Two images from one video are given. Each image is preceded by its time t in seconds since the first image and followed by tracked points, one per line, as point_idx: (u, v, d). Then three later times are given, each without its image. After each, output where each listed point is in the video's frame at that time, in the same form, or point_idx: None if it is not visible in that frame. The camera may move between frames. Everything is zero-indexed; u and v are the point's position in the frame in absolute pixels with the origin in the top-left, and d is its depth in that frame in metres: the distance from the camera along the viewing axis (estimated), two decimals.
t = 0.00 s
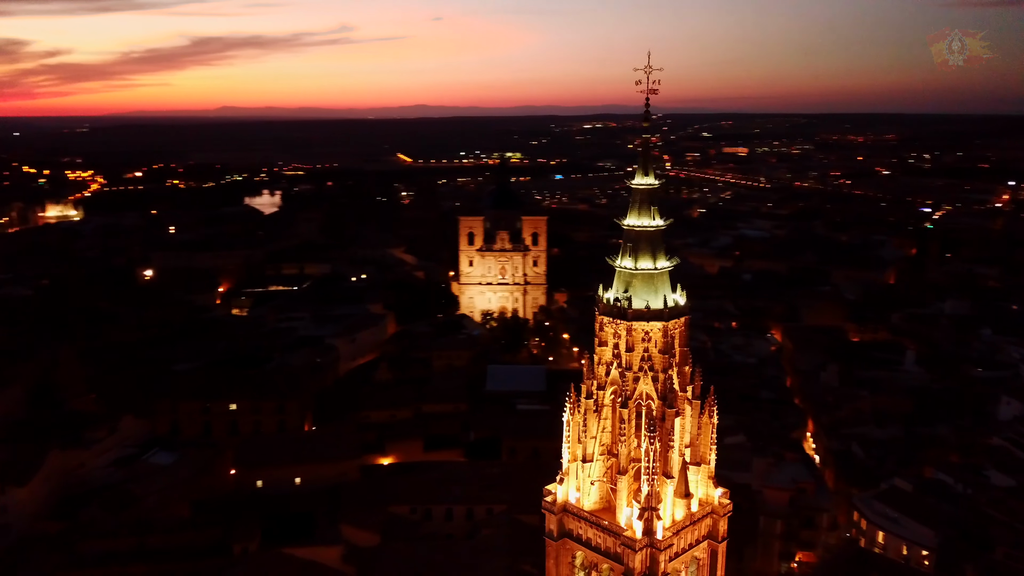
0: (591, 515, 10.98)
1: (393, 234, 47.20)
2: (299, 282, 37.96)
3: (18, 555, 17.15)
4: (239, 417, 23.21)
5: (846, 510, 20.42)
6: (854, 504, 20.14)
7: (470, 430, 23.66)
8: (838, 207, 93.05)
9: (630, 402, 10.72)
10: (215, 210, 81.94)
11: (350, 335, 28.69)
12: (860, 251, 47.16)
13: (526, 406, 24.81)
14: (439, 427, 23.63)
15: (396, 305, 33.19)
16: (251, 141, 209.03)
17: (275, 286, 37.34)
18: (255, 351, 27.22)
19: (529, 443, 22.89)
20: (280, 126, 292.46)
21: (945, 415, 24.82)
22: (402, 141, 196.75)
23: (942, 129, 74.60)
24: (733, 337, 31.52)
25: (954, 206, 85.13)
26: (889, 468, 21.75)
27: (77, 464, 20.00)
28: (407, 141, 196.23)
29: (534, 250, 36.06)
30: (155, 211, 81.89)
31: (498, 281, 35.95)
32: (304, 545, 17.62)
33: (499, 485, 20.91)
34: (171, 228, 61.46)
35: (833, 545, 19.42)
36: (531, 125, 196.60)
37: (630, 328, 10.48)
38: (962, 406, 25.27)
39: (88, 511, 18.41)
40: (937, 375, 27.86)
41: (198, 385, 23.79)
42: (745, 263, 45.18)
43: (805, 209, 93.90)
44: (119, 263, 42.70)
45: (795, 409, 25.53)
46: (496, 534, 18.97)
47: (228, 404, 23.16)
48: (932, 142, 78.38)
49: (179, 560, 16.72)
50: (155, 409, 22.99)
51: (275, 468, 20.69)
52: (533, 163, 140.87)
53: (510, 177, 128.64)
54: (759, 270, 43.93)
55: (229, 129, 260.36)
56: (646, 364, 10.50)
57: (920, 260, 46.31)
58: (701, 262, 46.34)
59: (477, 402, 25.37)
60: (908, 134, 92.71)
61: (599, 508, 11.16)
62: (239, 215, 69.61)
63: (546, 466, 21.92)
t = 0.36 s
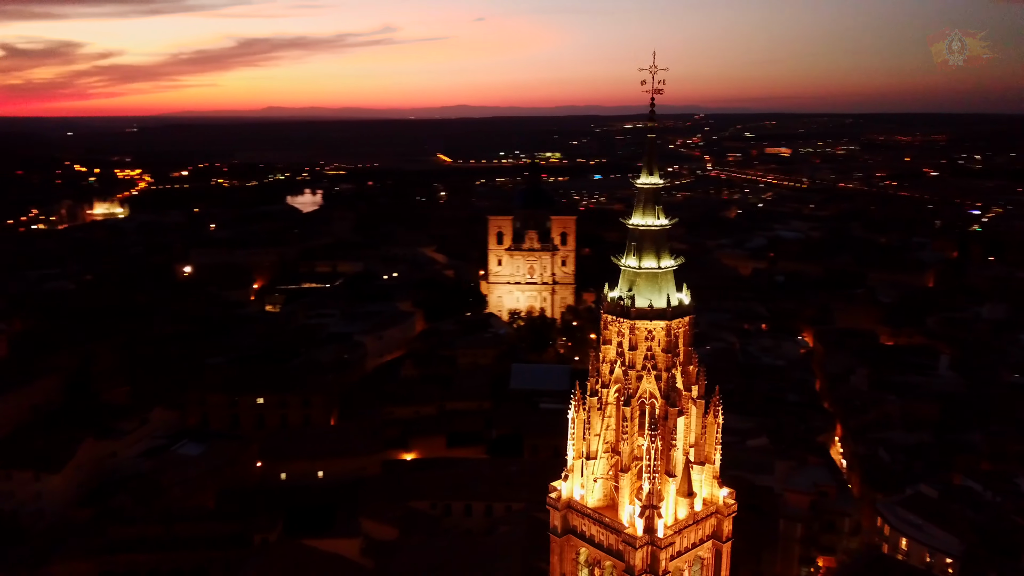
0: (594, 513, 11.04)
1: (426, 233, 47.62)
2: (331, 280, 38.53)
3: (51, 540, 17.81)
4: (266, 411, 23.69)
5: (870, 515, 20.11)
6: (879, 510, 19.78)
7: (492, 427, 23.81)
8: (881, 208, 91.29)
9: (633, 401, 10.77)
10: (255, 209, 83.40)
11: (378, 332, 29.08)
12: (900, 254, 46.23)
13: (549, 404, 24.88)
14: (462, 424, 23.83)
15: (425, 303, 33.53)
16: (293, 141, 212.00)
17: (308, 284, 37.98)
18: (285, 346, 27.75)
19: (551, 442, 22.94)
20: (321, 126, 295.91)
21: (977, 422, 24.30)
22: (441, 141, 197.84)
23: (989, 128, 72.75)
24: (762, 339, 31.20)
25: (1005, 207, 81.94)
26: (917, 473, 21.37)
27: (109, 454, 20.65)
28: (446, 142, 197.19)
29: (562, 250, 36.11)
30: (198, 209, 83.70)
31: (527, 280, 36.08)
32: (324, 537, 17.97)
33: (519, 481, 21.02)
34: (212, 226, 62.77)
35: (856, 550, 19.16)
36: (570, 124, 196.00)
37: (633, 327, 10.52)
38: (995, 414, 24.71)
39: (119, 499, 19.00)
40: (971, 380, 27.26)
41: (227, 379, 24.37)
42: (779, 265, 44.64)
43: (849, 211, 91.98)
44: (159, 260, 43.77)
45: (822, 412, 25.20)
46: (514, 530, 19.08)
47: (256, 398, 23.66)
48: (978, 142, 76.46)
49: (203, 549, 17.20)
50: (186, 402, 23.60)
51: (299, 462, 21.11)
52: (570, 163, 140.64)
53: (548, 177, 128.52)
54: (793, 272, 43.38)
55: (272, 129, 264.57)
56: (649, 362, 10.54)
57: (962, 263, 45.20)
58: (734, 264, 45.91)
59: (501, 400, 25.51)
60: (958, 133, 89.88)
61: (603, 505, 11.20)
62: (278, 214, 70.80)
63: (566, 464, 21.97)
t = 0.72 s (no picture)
0: (592, 509, 11.12)
1: (452, 232, 47.92)
2: (357, 278, 38.98)
3: (77, 528, 18.37)
4: (286, 406, 24.10)
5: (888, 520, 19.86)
6: (896, 514, 19.51)
7: (509, 425, 23.92)
8: (919, 208, 89.59)
9: (631, 398, 10.81)
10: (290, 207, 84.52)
11: (400, 330, 29.39)
12: (934, 256, 45.36)
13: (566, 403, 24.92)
14: (479, 421, 24.00)
15: (448, 302, 33.77)
16: (328, 140, 214.29)
17: (334, 281, 38.48)
18: (308, 343, 28.16)
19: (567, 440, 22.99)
20: (357, 125, 298.67)
21: (1003, 427, 23.83)
22: (475, 141, 198.44)
23: None
24: (786, 341, 30.89)
25: None
26: (938, 478, 21.03)
27: (134, 445, 21.18)
28: (479, 141, 197.77)
29: (585, 250, 36.13)
30: (233, 207, 85.06)
31: (550, 279, 36.16)
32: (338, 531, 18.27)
33: (533, 478, 21.11)
34: (246, 224, 63.79)
35: (872, 555, 18.91)
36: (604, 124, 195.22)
37: (631, 326, 10.57)
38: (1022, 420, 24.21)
39: (141, 489, 19.52)
40: (999, 386, 26.72)
41: (250, 374, 24.83)
42: (808, 267, 44.11)
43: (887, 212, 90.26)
44: (191, 257, 44.64)
45: (844, 414, 24.89)
46: (527, 528, 19.21)
47: (277, 393, 24.08)
48: (1021, 141, 74.51)
49: (221, 540, 17.61)
50: (210, 395, 24.11)
51: (316, 456, 21.45)
52: (603, 163, 140.18)
53: (580, 177, 128.21)
54: (821, 274, 42.85)
55: (309, 129, 267.73)
56: (647, 361, 10.58)
57: (998, 266, 44.19)
58: (762, 265, 45.48)
59: (519, 398, 25.61)
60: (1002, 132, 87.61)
61: (601, 502, 11.28)
62: (310, 212, 71.72)
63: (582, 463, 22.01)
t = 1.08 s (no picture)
0: (587, 506, 11.19)
1: (475, 232, 48.15)
2: (377, 276, 39.38)
3: (96, 517, 18.90)
4: (303, 402, 24.48)
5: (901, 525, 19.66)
6: (909, 518, 19.33)
7: (522, 423, 24.06)
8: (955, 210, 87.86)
9: (625, 396, 10.87)
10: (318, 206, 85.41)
11: (417, 328, 29.67)
12: (963, 258, 44.57)
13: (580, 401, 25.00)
14: (492, 419, 24.17)
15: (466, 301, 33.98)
16: (358, 141, 215.85)
17: (356, 280, 38.93)
18: (326, 340, 28.54)
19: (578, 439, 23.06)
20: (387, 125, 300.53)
21: None
22: (503, 141, 198.64)
23: None
24: (805, 342, 30.65)
25: None
26: (954, 482, 20.75)
27: (153, 438, 21.69)
28: (508, 142, 197.88)
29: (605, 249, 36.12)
30: (262, 207, 86.12)
31: (569, 279, 36.26)
32: (347, 525, 18.51)
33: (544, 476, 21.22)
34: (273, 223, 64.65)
35: (883, 559, 18.72)
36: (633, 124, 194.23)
37: (625, 324, 10.64)
38: None
39: (159, 481, 20.01)
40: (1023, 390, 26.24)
41: (268, 370, 25.27)
42: (833, 268, 43.63)
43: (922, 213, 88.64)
44: (218, 255, 45.38)
45: (860, 417, 24.66)
46: (535, 526, 19.34)
47: (293, 389, 24.48)
48: None
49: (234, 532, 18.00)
50: (228, 390, 24.59)
51: (330, 451, 21.77)
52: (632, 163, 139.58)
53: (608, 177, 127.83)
54: (846, 275, 42.35)
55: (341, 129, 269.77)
56: (641, 359, 10.64)
57: None
58: (785, 266, 45.11)
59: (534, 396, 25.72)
60: None
61: (596, 499, 11.34)
62: (337, 211, 72.43)
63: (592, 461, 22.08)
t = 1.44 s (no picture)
0: (581, 502, 11.27)
1: (496, 232, 48.30)
2: (397, 275, 39.71)
3: (114, 508, 19.37)
4: (318, 398, 24.82)
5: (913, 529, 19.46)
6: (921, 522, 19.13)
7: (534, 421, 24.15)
8: (991, 211, 86.05)
9: (619, 394, 10.93)
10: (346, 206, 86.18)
11: (433, 326, 29.90)
12: (994, 260, 43.72)
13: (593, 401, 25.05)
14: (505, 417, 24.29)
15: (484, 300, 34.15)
16: (387, 140, 217.19)
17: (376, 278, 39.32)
18: (343, 337, 28.89)
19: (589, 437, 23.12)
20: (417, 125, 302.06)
21: None
22: (532, 141, 198.58)
23: None
24: (824, 344, 30.37)
25: None
26: (969, 487, 20.47)
27: (171, 431, 22.17)
28: (536, 142, 197.76)
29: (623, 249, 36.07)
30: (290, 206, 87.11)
31: (587, 278, 36.30)
32: (356, 520, 18.74)
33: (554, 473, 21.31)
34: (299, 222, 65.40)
35: (893, 563, 18.56)
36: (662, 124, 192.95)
37: (618, 322, 10.70)
38: None
39: (176, 474, 20.45)
40: None
41: (285, 367, 25.65)
42: (857, 270, 43.10)
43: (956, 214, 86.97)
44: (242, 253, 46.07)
45: (876, 419, 24.39)
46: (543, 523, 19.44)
47: (309, 385, 24.82)
48: None
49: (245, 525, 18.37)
50: (246, 386, 25.00)
51: (342, 446, 22.04)
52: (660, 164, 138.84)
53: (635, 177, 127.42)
54: (871, 277, 41.81)
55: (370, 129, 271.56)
56: (634, 357, 10.71)
57: None
58: (808, 267, 44.66)
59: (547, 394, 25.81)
60: None
61: (591, 496, 11.42)
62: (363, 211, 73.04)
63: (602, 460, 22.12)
